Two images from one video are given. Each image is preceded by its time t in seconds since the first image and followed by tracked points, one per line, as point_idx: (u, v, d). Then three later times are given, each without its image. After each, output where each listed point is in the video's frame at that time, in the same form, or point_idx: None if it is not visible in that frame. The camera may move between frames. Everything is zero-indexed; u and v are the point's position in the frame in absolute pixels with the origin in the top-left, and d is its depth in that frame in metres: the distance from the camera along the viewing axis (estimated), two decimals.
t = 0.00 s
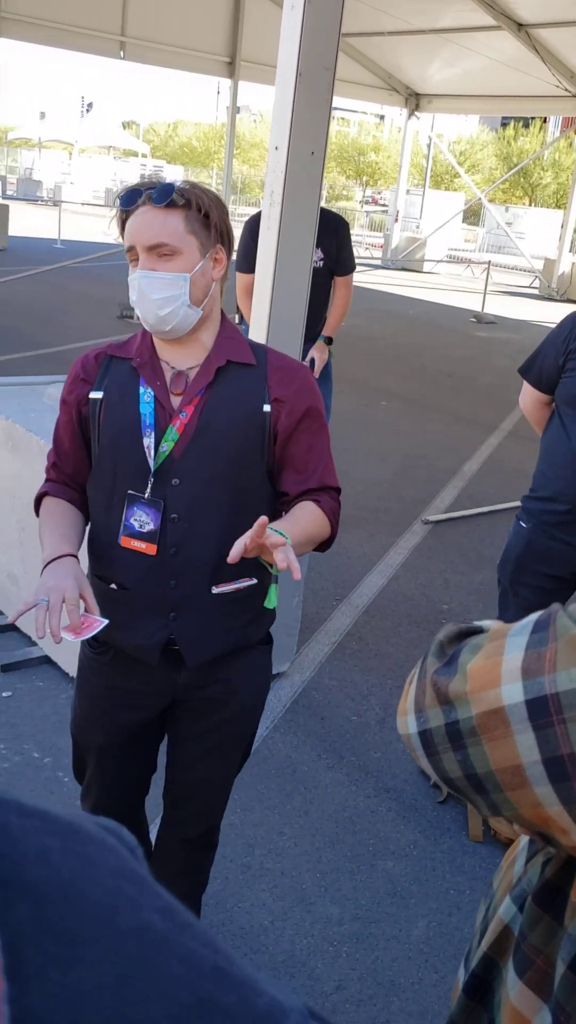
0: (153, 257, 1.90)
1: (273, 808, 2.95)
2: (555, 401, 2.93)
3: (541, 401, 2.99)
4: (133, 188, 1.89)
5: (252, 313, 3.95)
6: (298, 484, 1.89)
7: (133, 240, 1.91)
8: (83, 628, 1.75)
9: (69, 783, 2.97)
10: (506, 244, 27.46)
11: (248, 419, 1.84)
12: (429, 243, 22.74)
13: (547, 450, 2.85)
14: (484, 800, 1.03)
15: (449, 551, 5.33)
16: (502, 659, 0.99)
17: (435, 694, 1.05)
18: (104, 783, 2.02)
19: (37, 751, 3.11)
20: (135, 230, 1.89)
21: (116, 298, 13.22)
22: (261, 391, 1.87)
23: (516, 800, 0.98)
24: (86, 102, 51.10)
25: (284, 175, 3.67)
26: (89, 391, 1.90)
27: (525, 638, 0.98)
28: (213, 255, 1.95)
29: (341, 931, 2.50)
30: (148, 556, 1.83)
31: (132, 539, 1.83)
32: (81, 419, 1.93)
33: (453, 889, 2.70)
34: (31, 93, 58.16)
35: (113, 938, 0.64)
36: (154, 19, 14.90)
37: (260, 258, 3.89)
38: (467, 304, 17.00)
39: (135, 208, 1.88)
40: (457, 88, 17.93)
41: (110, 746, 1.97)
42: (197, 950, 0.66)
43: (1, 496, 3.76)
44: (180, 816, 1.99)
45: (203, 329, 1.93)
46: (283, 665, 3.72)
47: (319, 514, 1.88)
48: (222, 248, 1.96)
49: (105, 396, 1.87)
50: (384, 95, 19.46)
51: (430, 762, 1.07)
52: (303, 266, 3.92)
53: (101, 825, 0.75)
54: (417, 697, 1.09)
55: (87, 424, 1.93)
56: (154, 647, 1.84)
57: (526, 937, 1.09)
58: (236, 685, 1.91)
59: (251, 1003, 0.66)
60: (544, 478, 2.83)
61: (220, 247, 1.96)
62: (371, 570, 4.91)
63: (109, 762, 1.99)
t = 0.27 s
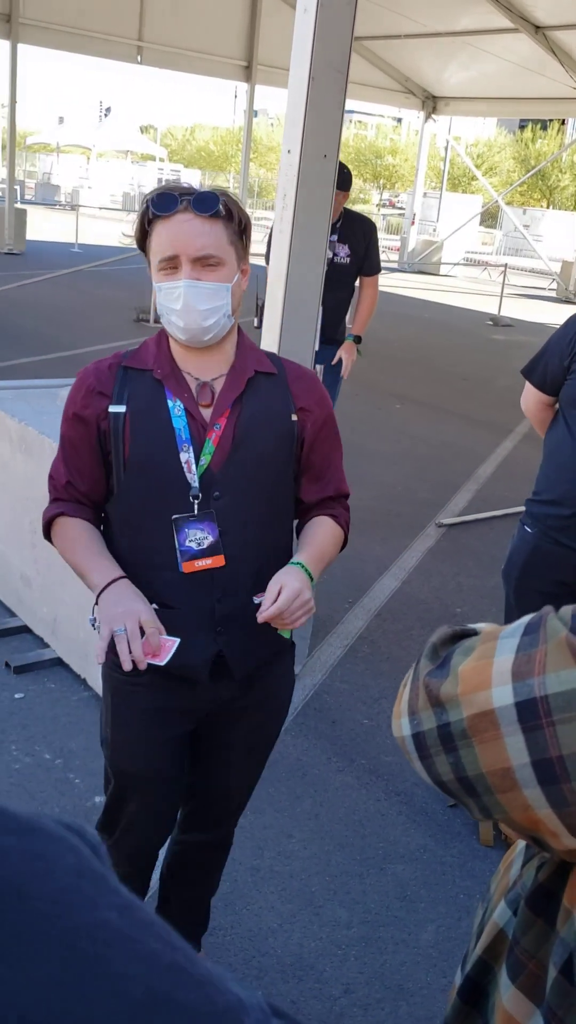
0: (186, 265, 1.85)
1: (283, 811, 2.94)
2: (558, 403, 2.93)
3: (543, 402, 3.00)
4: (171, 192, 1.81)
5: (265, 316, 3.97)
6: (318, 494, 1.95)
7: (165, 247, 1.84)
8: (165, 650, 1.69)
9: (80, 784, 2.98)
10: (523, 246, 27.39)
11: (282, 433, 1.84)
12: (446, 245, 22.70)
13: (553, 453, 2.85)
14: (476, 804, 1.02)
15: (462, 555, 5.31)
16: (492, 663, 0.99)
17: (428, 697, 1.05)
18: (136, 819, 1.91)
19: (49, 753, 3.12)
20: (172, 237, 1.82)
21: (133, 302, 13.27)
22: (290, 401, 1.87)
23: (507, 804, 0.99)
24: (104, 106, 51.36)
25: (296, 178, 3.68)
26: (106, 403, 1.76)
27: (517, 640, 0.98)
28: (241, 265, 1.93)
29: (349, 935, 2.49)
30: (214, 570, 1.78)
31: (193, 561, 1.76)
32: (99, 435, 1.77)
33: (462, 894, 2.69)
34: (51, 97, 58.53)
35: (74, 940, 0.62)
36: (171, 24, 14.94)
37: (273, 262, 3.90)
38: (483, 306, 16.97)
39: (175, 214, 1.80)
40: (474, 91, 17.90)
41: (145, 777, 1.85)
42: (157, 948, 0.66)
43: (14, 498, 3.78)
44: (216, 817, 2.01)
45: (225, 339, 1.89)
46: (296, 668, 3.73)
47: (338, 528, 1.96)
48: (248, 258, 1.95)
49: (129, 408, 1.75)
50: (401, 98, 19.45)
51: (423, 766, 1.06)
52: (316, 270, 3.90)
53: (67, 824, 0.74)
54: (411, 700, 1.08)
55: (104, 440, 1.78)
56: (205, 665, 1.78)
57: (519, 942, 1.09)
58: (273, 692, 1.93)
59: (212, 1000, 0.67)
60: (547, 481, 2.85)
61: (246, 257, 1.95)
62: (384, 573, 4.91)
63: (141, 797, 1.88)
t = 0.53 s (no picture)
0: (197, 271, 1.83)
1: (283, 815, 2.95)
2: (556, 410, 2.94)
3: (541, 409, 3.00)
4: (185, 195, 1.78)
5: (268, 323, 3.98)
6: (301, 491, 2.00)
7: (176, 251, 1.80)
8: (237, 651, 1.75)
9: (81, 788, 2.99)
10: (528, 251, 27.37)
11: (282, 434, 1.88)
12: (451, 251, 22.70)
13: (551, 460, 2.85)
14: (461, 807, 1.09)
15: (465, 559, 5.32)
16: (476, 667, 1.06)
17: (413, 701, 1.12)
18: (140, 830, 1.89)
19: (50, 757, 3.13)
20: (188, 242, 1.79)
21: (138, 307, 13.28)
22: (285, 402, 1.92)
23: (489, 806, 1.06)
24: (111, 113, 51.50)
25: (298, 185, 3.69)
26: (111, 419, 1.69)
27: (500, 645, 1.06)
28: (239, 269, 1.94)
29: (349, 941, 2.49)
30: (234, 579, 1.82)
31: (214, 572, 1.77)
32: (106, 449, 1.70)
33: (463, 899, 2.69)
34: (58, 104, 58.73)
35: (43, 925, 0.61)
36: (177, 30, 14.98)
37: (275, 269, 3.91)
38: (487, 312, 16.95)
39: (192, 220, 1.78)
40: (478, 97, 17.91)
41: (154, 789, 1.84)
42: (126, 933, 0.65)
43: (17, 503, 3.80)
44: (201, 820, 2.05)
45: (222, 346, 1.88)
46: (298, 673, 3.71)
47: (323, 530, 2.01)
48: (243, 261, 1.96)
49: (137, 422, 1.70)
50: (407, 104, 19.47)
51: (410, 769, 1.13)
52: (319, 275, 3.92)
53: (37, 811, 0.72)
54: (398, 704, 1.16)
55: (110, 453, 1.70)
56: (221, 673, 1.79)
57: (505, 945, 1.16)
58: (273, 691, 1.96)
59: (180, 986, 0.65)
60: (546, 487, 2.86)
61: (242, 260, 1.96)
62: (387, 578, 4.92)
63: (146, 808, 1.86)
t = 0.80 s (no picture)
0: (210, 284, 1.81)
1: (283, 832, 2.93)
2: (554, 426, 2.95)
3: (540, 425, 2.99)
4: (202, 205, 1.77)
5: (267, 339, 3.99)
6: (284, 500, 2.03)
7: (194, 263, 1.78)
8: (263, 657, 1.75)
9: (80, 804, 2.98)
10: (527, 267, 27.47)
11: (265, 448, 1.90)
12: (450, 267, 22.79)
13: (551, 475, 2.87)
14: (453, 820, 1.11)
15: (465, 574, 5.32)
16: (467, 680, 1.07)
17: (405, 714, 1.13)
18: (129, 842, 1.89)
19: (49, 773, 3.11)
20: (211, 255, 1.79)
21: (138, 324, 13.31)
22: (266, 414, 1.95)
23: (482, 819, 1.07)
24: (112, 130, 51.79)
25: (297, 202, 3.73)
26: (108, 448, 1.66)
27: (490, 657, 1.06)
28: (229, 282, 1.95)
29: (348, 957, 2.47)
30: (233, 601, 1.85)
31: (211, 594, 1.79)
32: (103, 480, 1.67)
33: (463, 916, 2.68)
34: (59, 122, 59.09)
35: (40, 922, 0.61)
36: (178, 48, 15.07)
37: (274, 285, 3.93)
38: (487, 328, 17.00)
39: (209, 233, 1.78)
40: (477, 115, 18.03)
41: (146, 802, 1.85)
42: (121, 930, 0.65)
43: (17, 518, 3.80)
44: (187, 827, 2.06)
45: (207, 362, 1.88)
46: (297, 689, 3.70)
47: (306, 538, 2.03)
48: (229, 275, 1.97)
49: (134, 450, 1.68)
50: (406, 122, 19.60)
51: (403, 782, 1.14)
52: (318, 291, 3.94)
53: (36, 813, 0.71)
54: (390, 717, 1.16)
55: (107, 483, 1.67)
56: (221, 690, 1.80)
57: (498, 958, 1.17)
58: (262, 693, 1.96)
59: (175, 980, 0.65)
60: (546, 502, 2.86)
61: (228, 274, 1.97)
62: (387, 592, 4.91)
63: (137, 820, 1.87)
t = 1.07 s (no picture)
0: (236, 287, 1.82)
1: (283, 831, 2.93)
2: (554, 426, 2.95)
3: (540, 425, 2.99)
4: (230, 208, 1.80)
5: (268, 340, 3.99)
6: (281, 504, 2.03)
7: (223, 263, 1.79)
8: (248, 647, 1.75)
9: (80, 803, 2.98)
10: (528, 267, 27.45)
11: (269, 454, 1.90)
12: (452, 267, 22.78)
13: (550, 475, 2.87)
14: (446, 817, 1.13)
15: (466, 574, 5.32)
16: (459, 676, 1.09)
17: (398, 711, 1.15)
18: (115, 838, 1.88)
19: (49, 772, 3.12)
20: (235, 260, 1.80)
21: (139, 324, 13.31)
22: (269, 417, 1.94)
23: (473, 816, 1.10)
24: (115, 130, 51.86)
25: (298, 201, 3.72)
26: (125, 450, 1.65)
27: (483, 654, 1.09)
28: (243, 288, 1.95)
29: (348, 957, 2.47)
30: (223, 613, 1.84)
31: (210, 600, 1.79)
32: (118, 480, 1.66)
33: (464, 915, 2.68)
34: (62, 122, 59.18)
35: (29, 910, 0.61)
36: (180, 48, 15.07)
37: (274, 285, 3.93)
38: (488, 328, 16.99)
39: (236, 236, 1.80)
40: (479, 115, 18.03)
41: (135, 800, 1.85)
42: (109, 921, 0.65)
43: (18, 518, 3.79)
44: (181, 823, 2.05)
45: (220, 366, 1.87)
46: (298, 689, 3.70)
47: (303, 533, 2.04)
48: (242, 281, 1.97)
49: (149, 453, 1.67)
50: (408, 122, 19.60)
51: (395, 779, 1.16)
52: (320, 290, 3.94)
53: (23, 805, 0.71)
54: (383, 716, 1.19)
55: (122, 484, 1.66)
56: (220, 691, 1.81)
57: (492, 957, 1.18)
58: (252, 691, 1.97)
59: (162, 969, 0.65)
60: (546, 502, 2.86)
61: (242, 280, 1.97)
62: (388, 592, 4.91)
63: (124, 817, 1.86)
